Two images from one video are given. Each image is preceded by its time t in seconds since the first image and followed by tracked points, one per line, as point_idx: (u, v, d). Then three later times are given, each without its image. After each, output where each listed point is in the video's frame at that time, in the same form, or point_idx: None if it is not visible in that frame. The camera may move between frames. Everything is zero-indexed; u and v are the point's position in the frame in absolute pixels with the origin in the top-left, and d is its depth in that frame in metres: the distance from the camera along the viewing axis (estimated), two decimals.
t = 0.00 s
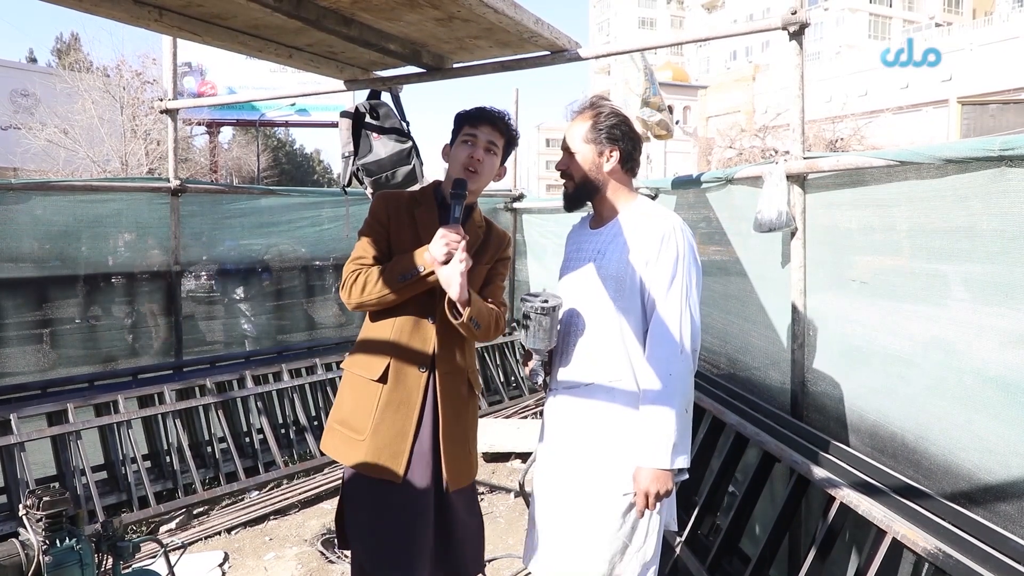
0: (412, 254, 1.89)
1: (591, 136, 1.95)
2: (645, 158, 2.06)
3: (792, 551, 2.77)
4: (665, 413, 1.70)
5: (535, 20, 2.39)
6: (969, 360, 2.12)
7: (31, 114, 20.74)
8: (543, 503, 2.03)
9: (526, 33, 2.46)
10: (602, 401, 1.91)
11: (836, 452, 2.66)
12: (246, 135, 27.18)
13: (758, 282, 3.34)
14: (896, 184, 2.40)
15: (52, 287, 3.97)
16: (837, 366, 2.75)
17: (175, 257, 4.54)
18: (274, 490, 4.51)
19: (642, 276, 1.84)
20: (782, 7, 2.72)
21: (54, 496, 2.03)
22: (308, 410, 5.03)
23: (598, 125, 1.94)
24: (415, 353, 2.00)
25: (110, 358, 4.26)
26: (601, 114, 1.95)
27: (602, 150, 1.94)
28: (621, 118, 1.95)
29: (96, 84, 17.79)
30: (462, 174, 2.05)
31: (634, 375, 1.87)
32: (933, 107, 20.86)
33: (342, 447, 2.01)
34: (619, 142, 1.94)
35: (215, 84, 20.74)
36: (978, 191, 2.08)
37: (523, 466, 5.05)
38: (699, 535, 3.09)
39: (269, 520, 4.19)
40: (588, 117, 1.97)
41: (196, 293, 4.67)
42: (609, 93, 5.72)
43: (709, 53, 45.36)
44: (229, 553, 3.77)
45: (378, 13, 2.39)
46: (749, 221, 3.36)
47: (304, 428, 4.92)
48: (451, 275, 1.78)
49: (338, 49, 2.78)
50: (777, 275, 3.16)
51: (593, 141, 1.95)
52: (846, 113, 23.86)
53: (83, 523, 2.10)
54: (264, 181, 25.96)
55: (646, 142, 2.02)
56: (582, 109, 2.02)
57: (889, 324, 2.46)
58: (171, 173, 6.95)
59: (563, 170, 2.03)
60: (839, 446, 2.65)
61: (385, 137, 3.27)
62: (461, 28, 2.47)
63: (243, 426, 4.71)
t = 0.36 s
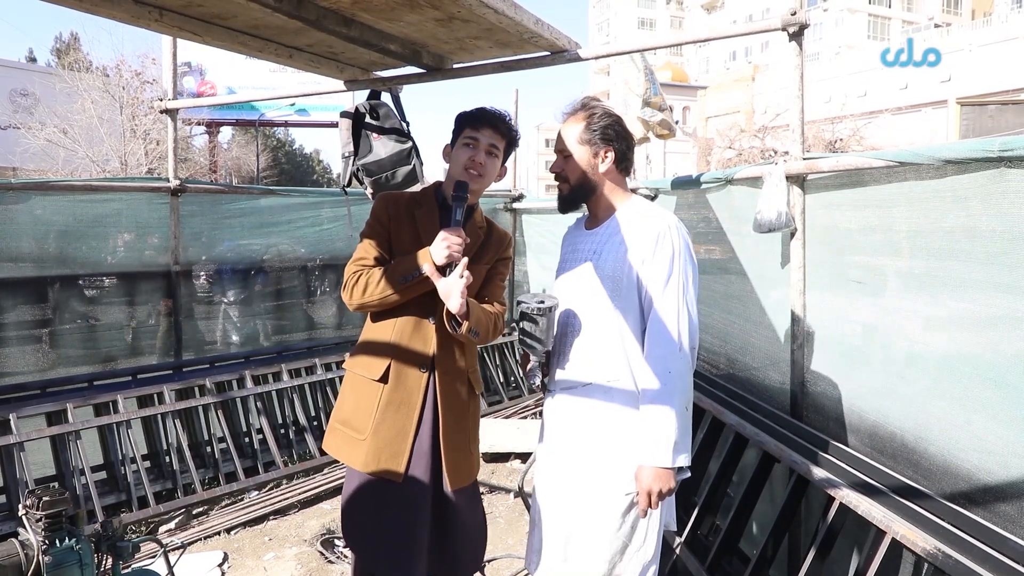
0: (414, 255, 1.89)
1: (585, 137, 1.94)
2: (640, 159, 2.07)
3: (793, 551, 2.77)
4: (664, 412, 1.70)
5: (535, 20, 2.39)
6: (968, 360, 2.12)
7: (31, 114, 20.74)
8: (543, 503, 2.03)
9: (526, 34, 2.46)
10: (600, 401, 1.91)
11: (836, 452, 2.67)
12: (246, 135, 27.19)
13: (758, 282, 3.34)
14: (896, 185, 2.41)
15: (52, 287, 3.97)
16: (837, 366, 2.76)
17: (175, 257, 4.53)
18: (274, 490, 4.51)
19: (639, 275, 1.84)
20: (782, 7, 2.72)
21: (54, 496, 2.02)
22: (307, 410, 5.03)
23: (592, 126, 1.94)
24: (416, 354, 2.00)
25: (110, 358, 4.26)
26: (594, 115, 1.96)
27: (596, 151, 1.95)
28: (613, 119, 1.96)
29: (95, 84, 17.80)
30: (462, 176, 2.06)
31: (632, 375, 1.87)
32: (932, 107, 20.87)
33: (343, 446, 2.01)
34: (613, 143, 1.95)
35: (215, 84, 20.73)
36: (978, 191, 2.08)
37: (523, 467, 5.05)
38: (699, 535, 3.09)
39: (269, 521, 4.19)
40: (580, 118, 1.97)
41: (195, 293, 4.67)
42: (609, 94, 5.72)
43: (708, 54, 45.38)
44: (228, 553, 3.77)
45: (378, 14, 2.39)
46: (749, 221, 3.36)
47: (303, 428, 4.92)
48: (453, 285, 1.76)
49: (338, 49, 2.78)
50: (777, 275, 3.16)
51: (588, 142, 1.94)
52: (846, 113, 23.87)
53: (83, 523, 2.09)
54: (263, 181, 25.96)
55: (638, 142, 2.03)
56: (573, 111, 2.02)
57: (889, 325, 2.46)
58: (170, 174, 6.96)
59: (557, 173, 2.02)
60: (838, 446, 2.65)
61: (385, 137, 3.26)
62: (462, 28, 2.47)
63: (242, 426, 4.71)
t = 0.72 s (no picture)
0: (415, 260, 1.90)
1: (584, 138, 1.94)
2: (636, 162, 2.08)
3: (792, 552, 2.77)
4: (662, 413, 1.70)
5: (535, 22, 2.39)
6: (968, 362, 2.12)
7: (31, 114, 20.74)
8: (543, 504, 2.03)
9: (526, 35, 2.47)
10: (599, 402, 1.91)
11: (835, 453, 2.67)
12: (247, 136, 27.21)
13: (758, 284, 3.34)
14: (896, 187, 2.41)
15: (52, 287, 3.97)
16: (836, 368, 2.76)
17: (175, 257, 4.53)
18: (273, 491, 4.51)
19: (637, 276, 1.84)
20: (782, 10, 2.72)
21: (54, 496, 2.02)
22: (307, 411, 5.03)
23: (591, 127, 1.94)
24: (417, 355, 2.01)
25: (109, 358, 4.26)
26: (591, 118, 1.95)
27: (594, 153, 1.95)
28: (610, 121, 1.97)
29: (96, 85, 17.82)
30: (463, 180, 2.06)
31: (631, 376, 1.87)
32: (932, 109, 20.88)
33: (344, 448, 2.01)
34: (612, 144, 1.96)
35: (215, 84, 20.74)
36: (978, 193, 2.08)
37: (523, 468, 5.05)
38: (699, 537, 3.09)
39: (268, 521, 4.19)
40: (577, 120, 1.97)
41: (195, 294, 4.67)
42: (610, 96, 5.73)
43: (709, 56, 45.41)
44: (228, 554, 3.77)
45: (379, 15, 2.40)
46: (749, 223, 3.36)
47: (303, 429, 4.92)
48: (444, 288, 1.76)
49: (339, 50, 2.79)
50: (777, 277, 3.16)
51: (587, 144, 1.94)
52: (846, 115, 23.88)
53: (83, 524, 2.09)
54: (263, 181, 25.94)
55: (634, 144, 2.05)
56: (569, 113, 2.02)
57: (888, 327, 2.46)
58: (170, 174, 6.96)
59: (557, 176, 2.01)
60: (837, 447, 2.66)
61: (385, 138, 3.26)
62: (462, 30, 2.48)
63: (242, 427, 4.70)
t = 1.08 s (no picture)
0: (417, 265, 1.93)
1: (584, 139, 1.95)
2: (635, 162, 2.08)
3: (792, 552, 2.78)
4: (663, 413, 1.70)
5: (535, 23, 2.40)
6: (967, 362, 2.13)
7: (30, 117, 20.73)
8: (544, 505, 2.03)
9: (525, 37, 2.47)
10: (600, 402, 1.91)
11: (835, 453, 2.68)
12: (246, 138, 27.21)
13: (757, 285, 3.35)
14: (895, 187, 2.41)
15: (51, 290, 3.97)
16: (836, 368, 2.76)
17: (175, 259, 4.54)
18: (274, 493, 4.50)
19: (637, 276, 1.84)
20: (781, 10, 2.73)
21: (54, 498, 2.01)
22: (307, 413, 5.03)
23: (591, 129, 1.94)
24: (420, 361, 2.01)
25: (109, 360, 4.26)
26: (591, 119, 1.96)
27: (593, 154, 1.95)
28: (609, 122, 1.97)
29: (94, 88, 17.83)
30: (467, 184, 2.06)
31: (632, 377, 1.87)
32: (931, 109, 20.89)
33: (349, 455, 2.01)
34: (612, 146, 1.97)
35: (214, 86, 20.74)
36: (976, 193, 2.09)
37: (523, 469, 5.05)
38: (700, 537, 3.10)
39: (268, 523, 4.19)
40: (576, 122, 1.97)
41: (195, 296, 4.67)
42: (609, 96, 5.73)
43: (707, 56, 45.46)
44: (228, 556, 3.76)
45: (378, 16, 2.40)
46: (748, 223, 3.36)
47: (303, 431, 4.92)
48: (444, 296, 1.77)
49: (338, 52, 2.79)
50: (776, 277, 3.17)
51: (587, 145, 1.95)
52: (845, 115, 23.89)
53: (83, 526, 2.08)
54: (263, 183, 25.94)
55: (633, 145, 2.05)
56: (568, 114, 2.02)
57: (887, 326, 2.47)
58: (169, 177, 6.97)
59: (556, 177, 2.02)
60: (837, 447, 2.66)
61: (384, 140, 3.26)
62: (461, 32, 2.48)
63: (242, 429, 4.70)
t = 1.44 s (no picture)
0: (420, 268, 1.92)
1: (584, 140, 1.95)
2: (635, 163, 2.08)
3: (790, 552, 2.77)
4: (663, 414, 1.70)
5: (534, 23, 2.40)
6: (965, 362, 2.13)
7: (28, 118, 20.72)
8: (544, 505, 2.03)
9: (524, 38, 2.48)
10: (599, 403, 1.91)
11: (835, 454, 2.68)
12: (244, 139, 27.20)
13: (755, 285, 3.35)
14: (894, 188, 2.41)
15: (50, 290, 3.96)
16: (834, 368, 2.77)
17: (174, 260, 4.53)
18: (273, 494, 4.51)
19: (636, 277, 1.85)
20: (780, 11, 2.73)
21: (53, 499, 2.01)
22: (306, 413, 5.03)
23: (591, 130, 1.94)
24: (425, 361, 2.02)
25: (108, 361, 4.26)
26: (591, 120, 1.96)
27: (593, 155, 1.96)
28: (610, 122, 1.97)
29: (93, 88, 17.82)
30: (465, 186, 2.08)
31: (632, 378, 1.87)
32: (930, 111, 20.92)
33: (357, 462, 1.99)
34: (612, 147, 1.97)
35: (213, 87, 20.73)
36: (974, 194, 2.09)
37: (522, 470, 5.05)
38: (699, 538, 3.09)
39: (267, 524, 4.18)
40: (576, 122, 1.97)
41: (194, 297, 4.66)
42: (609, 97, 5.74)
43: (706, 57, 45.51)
44: (228, 556, 3.76)
45: (377, 17, 2.40)
46: (747, 224, 3.37)
47: (302, 431, 4.93)
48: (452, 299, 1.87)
49: (337, 53, 2.79)
50: (775, 278, 3.17)
51: (587, 146, 1.95)
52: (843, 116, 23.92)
53: (82, 527, 2.08)
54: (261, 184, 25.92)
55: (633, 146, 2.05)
56: (568, 115, 2.02)
57: (885, 327, 2.47)
58: (167, 177, 6.96)
59: (556, 178, 2.02)
60: (836, 448, 2.66)
61: (384, 140, 3.26)
62: (460, 32, 2.48)
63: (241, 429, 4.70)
